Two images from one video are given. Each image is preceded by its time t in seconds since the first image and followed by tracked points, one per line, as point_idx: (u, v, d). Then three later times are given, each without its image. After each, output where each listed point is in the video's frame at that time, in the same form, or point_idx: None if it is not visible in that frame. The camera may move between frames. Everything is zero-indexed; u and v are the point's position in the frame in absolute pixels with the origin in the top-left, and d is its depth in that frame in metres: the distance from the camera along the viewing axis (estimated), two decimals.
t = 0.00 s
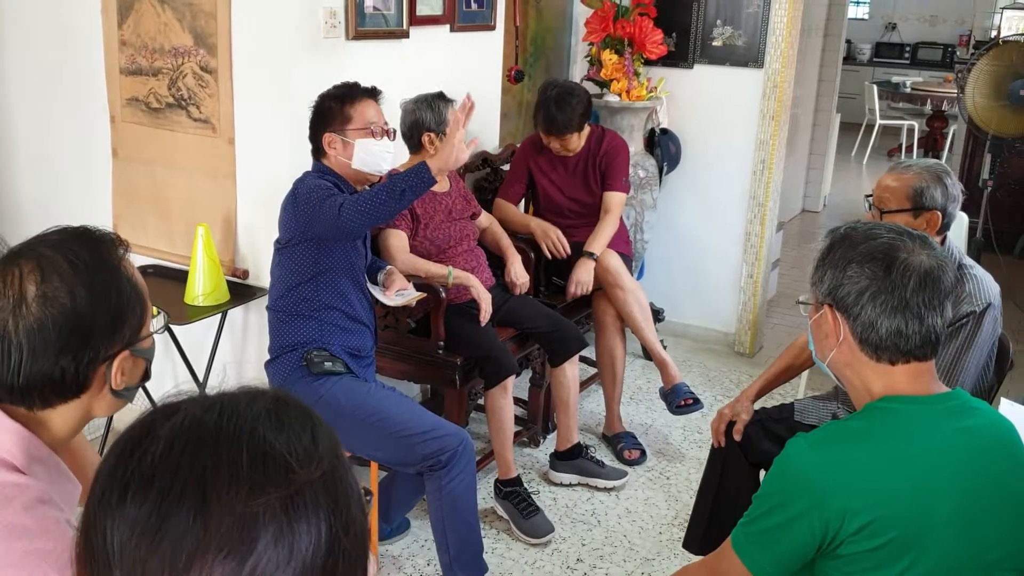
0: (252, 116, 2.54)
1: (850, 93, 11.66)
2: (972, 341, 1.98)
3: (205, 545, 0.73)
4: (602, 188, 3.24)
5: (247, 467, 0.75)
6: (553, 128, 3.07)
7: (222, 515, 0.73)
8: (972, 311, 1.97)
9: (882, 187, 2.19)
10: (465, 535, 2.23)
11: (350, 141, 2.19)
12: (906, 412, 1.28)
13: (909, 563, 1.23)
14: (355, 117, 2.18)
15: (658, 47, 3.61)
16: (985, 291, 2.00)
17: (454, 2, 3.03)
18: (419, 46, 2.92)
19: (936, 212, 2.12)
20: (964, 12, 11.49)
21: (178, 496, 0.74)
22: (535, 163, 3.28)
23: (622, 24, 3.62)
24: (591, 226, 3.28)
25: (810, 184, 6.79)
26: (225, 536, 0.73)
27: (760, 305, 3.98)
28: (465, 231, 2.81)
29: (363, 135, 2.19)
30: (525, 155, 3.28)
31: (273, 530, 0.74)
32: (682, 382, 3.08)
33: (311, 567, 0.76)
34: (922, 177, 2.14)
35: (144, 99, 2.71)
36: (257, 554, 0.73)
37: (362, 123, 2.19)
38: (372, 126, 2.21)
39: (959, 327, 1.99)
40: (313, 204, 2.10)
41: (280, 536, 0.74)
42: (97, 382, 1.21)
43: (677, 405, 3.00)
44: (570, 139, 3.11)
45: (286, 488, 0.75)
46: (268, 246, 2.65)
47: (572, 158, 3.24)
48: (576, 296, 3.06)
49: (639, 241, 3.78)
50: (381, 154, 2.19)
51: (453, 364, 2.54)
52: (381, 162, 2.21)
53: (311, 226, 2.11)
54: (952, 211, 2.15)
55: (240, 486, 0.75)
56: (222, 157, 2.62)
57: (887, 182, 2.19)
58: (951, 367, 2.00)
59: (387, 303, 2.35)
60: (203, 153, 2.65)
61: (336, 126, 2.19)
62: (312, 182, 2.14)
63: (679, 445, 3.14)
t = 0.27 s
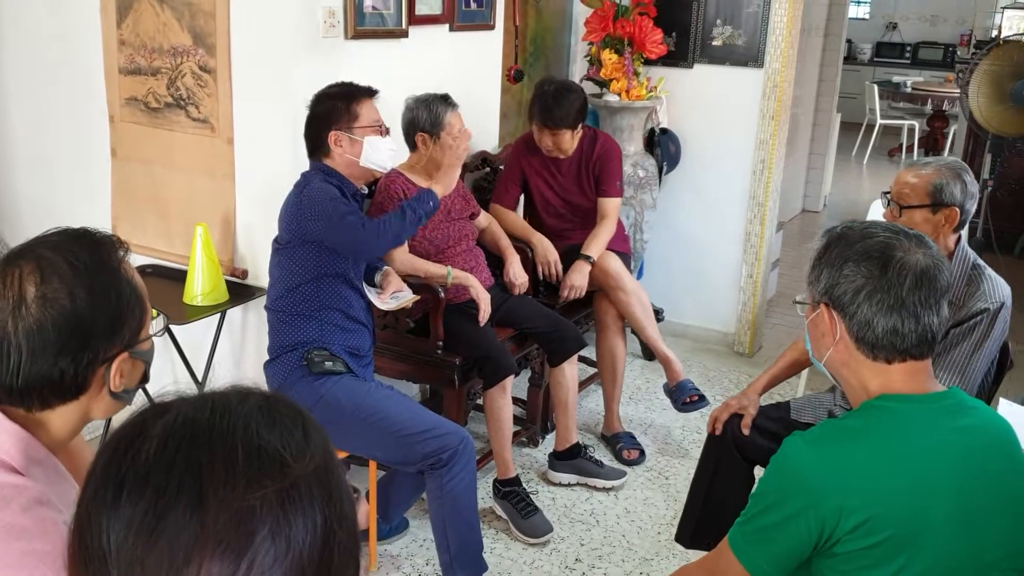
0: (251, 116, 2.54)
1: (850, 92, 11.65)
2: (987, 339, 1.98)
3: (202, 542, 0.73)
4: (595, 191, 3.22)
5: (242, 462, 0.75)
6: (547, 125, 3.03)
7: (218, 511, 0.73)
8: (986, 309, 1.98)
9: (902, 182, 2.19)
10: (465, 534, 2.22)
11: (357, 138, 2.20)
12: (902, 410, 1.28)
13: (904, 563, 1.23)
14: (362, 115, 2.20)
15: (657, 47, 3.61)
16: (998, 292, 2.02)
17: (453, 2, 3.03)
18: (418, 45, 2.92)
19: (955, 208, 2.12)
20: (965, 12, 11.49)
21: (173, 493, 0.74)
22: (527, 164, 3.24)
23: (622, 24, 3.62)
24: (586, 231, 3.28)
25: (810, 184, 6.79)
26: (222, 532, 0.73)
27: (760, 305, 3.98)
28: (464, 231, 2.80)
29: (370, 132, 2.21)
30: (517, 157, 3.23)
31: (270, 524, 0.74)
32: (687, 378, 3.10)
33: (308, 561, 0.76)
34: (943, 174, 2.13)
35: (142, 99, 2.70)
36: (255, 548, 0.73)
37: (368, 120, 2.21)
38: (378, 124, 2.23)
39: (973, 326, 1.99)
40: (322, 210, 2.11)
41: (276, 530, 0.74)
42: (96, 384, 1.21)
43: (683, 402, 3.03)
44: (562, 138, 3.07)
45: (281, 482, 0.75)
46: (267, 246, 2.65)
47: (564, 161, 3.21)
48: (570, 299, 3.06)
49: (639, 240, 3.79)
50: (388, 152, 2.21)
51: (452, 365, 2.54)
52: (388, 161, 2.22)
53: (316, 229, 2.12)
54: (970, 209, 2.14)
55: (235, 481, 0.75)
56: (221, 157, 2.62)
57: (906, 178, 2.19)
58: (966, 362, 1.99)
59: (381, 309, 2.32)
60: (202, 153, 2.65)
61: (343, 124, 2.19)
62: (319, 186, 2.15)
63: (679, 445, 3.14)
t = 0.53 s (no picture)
0: (248, 115, 2.53)
1: (849, 92, 11.65)
2: (998, 338, 1.97)
3: (202, 543, 0.72)
4: (584, 192, 3.21)
5: (241, 462, 0.75)
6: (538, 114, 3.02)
7: (218, 511, 0.73)
8: (998, 307, 1.98)
9: (916, 177, 2.18)
10: (465, 532, 2.21)
11: (365, 138, 2.21)
12: (900, 408, 1.28)
13: (900, 561, 1.22)
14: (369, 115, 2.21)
15: (656, 46, 3.62)
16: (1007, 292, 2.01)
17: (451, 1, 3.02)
18: (416, 44, 2.92)
19: (968, 204, 2.11)
20: (964, 11, 11.48)
21: (172, 494, 0.73)
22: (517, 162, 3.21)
23: (620, 23, 3.61)
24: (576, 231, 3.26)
25: (809, 183, 6.78)
26: (222, 532, 0.72)
27: (759, 304, 3.97)
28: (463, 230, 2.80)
29: (377, 132, 2.22)
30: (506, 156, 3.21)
31: (270, 524, 0.73)
32: (694, 371, 3.09)
33: (308, 560, 0.76)
34: (956, 170, 2.13)
35: (140, 98, 2.70)
36: (255, 549, 0.73)
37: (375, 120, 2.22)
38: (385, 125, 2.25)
39: (984, 325, 1.98)
40: (350, 223, 2.12)
41: (276, 530, 0.73)
42: (83, 386, 1.21)
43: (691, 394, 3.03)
44: (552, 130, 3.05)
45: (281, 481, 0.75)
46: (265, 245, 2.64)
47: (553, 160, 3.19)
48: (564, 306, 3.04)
49: (637, 240, 3.79)
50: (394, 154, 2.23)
51: (451, 364, 2.53)
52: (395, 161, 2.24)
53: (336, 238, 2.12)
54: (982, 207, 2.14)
55: (234, 481, 0.74)
56: (218, 156, 2.61)
57: (919, 174, 2.18)
58: (980, 362, 1.98)
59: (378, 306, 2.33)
60: (200, 152, 2.64)
61: (351, 124, 2.19)
62: (343, 194, 2.14)
63: (678, 444, 3.14)
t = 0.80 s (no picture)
0: (245, 114, 2.53)
1: (846, 91, 11.67)
2: (996, 338, 1.98)
3: (200, 546, 0.72)
4: (574, 193, 3.21)
5: (238, 464, 0.75)
6: (528, 104, 3.02)
7: (216, 513, 0.73)
8: (996, 308, 1.98)
9: (917, 175, 2.18)
10: (464, 531, 2.21)
11: (369, 140, 2.20)
12: (897, 407, 1.28)
13: (897, 560, 1.22)
14: (374, 117, 2.20)
15: (653, 45, 3.64)
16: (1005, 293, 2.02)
17: None
18: (413, 43, 2.91)
19: (968, 204, 2.12)
20: (960, 10, 11.49)
21: (170, 496, 0.73)
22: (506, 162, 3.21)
23: (617, 22, 3.61)
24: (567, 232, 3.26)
25: (806, 183, 6.79)
26: (221, 534, 0.72)
27: (756, 304, 3.97)
28: (459, 229, 2.80)
29: (381, 135, 2.22)
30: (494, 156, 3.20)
31: (268, 525, 0.73)
32: (691, 367, 3.09)
33: (306, 561, 0.76)
34: (956, 168, 2.13)
35: (136, 97, 2.70)
36: (254, 550, 0.73)
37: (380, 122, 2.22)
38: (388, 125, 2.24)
39: (982, 326, 1.99)
40: (360, 226, 2.13)
41: (275, 532, 0.73)
42: (80, 387, 1.20)
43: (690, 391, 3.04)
44: (542, 124, 3.05)
45: (279, 482, 0.75)
46: (261, 245, 2.64)
47: (542, 161, 3.19)
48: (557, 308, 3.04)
49: (633, 240, 3.78)
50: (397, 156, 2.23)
51: (448, 364, 2.54)
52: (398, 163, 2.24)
53: (343, 241, 2.12)
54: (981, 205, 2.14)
55: (232, 483, 0.74)
56: (215, 156, 2.61)
57: (919, 173, 2.18)
58: (978, 362, 1.98)
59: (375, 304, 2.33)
60: (196, 152, 2.64)
61: (356, 126, 2.19)
62: (350, 197, 2.15)
63: (675, 443, 3.14)
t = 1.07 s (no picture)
0: (242, 114, 2.53)
1: (845, 91, 11.67)
2: (993, 335, 1.98)
3: (201, 544, 0.72)
4: (569, 192, 3.22)
5: (239, 461, 0.75)
6: (523, 100, 3.02)
7: (217, 512, 0.73)
8: (991, 306, 1.98)
9: (907, 177, 2.17)
10: (461, 531, 2.21)
11: (367, 138, 2.21)
12: (895, 406, 1.28)
13: (895, 560, 1.22)
14: (371, 114, 2.21)
15: (651, 45, 3.63)
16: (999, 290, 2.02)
17: None
18: (410, 43, 2.91)
19: (961, 203, 2.12)
20: (959, 9, 11.49)
21: (170, 495, 0.73)
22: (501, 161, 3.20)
23: (615, 22, 3.61)
24: (563, 232, 3.27)
25: (805, 182, 6.80)
26: (222, 533, 0.72)
27: (754, 303, 3.97)
28: (457, 229, 2.79)
29: (379, 133, 2.22)
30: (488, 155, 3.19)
31: (269, 523, 0.74)
32: (684, 369, 3.08)
33: (306, 559, 0.76)
34: (948, 169, 2.13)
35: (134, 97, 2.69)
36: (255, 548, 0.73)
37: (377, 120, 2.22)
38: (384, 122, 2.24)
39: (977, 324, 1.99)
40: (360, 228, 2.13)
41: (275, 529, 0.74)
42: (85, 390, 1.20)
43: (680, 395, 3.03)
44: (537, 120, 3.05)
45: (279, 480, 0.75)
46: (259, 245, 2.63)
47: (537, 160, 3.19)
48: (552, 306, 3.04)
49: (632, 239, 3.78)
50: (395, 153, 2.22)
51: (446, 364, 2.54)
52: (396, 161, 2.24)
53: (344, 242, 2.12)
54: (975, 203, 2.14)
55: (232, 480, 0.74)
56: (212, 155, 2.61)
57: (910, 174, 2.17)
58: (975, 359, 1.98)
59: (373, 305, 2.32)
60: (194, 152, 2.64)
61: (355, 126, 2.19)
62: (350, 198, 2.15)
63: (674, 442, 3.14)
